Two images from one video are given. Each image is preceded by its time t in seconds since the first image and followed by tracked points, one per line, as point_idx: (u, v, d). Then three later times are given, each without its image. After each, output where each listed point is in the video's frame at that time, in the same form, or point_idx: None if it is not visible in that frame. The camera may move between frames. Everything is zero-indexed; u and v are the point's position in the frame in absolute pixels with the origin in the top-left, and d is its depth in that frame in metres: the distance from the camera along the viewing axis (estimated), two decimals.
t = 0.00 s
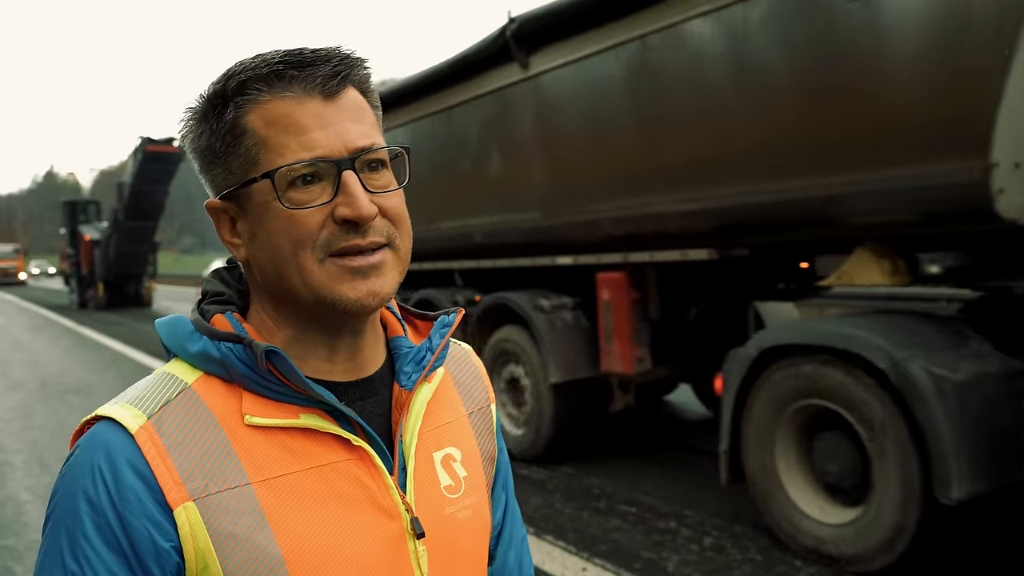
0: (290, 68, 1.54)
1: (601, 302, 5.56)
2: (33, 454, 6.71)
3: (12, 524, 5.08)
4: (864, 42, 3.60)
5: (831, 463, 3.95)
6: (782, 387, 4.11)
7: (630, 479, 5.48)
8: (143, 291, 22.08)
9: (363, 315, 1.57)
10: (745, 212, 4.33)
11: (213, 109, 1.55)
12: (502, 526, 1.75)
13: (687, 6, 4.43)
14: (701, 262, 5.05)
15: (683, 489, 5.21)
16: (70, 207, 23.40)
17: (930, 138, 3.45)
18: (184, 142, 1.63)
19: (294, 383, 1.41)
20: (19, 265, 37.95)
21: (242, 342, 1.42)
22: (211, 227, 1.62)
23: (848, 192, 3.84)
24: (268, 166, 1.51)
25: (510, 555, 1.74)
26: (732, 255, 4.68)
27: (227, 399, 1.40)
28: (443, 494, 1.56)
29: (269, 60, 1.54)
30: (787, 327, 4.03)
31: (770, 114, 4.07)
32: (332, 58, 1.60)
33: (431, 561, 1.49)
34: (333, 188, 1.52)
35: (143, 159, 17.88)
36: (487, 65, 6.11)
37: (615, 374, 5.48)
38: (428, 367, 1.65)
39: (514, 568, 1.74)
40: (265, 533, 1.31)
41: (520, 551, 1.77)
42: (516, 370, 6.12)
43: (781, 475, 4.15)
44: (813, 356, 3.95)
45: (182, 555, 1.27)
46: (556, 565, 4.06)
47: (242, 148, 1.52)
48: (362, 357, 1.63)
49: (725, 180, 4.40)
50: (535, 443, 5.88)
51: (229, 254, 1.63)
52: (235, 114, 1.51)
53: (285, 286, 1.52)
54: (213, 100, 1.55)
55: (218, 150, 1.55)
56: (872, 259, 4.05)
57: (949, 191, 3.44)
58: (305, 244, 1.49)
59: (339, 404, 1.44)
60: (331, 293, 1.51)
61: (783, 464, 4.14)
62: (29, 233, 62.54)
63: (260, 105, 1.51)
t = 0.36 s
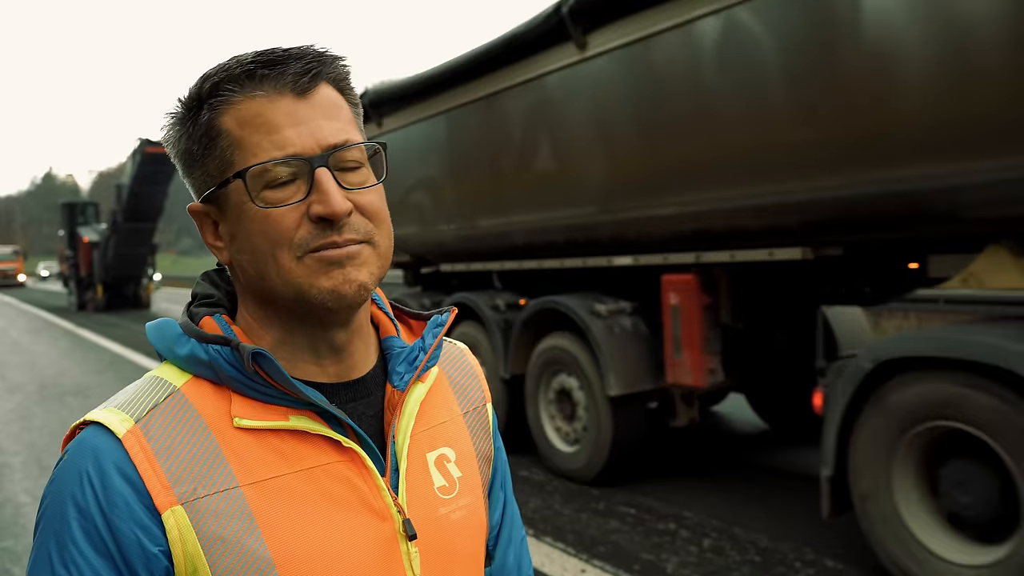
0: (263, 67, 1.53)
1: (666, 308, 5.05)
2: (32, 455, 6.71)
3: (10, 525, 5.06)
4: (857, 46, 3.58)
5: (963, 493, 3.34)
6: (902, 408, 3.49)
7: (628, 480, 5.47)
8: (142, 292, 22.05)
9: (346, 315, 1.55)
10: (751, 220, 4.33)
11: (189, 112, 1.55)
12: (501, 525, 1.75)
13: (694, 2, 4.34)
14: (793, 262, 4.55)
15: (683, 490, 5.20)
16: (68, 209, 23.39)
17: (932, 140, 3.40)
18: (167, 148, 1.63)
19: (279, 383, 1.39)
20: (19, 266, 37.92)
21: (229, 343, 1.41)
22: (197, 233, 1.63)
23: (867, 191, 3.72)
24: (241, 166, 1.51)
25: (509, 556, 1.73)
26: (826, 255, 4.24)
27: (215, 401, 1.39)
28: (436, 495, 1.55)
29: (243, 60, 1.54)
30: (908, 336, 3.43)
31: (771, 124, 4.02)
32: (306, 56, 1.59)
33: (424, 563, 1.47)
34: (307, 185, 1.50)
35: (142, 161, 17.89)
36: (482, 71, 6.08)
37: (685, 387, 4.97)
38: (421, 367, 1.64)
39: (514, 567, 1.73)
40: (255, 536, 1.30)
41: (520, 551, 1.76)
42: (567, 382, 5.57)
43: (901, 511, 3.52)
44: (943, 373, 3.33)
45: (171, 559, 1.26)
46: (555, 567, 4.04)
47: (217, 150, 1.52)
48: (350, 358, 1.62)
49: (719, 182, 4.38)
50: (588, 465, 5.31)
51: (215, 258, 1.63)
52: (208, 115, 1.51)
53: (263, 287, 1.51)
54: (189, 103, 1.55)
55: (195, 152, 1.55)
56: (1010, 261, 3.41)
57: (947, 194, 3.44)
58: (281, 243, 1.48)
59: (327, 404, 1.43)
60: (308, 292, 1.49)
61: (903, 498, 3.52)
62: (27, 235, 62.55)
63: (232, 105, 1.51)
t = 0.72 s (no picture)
0: (273, 65, 1.55)
1: (751, 312, 4.60)
2: (29, 456, 6.70)
3: (7, 526, 5.05)
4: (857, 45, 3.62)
5: None
6: None
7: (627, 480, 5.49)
8: (139, 293, 22.01)
9: (347, 314, 1.55)
10: (755, 223, 4.41)
11: (198, 107, 1.56)
12: (505, 527, 1.75)
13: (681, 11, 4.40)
14: (919, 262, 4.17)
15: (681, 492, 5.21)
16: (66, 209, 23.36)
17: (929, 145, 3.50)
18: (177, 144, 1.65)
19: (282, 382, 1.40)
20: (16, 266, 37.87)
21: (231, 343, 1.42)
22: (202, 228, 1.64)
23: (875, 196, 3.82)
24: (246, 160, 1.52)
25: (513, 557, 1.74)
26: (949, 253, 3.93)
27: (218, 401, 1.39)
28: (439, 495, 1.55)
29: (254, 59, 1.55)
30: None
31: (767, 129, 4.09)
32: (316, 57, 1.61)
33: (426, 562, 1.48)
34: (310, 182, 1.51)
35: (140, 161, 17.89)
36: (476, 75, 6.07)
37: (770, 402, 4.53)
38: (423, 368, 1.65)
39: (518, 569, 1.74)
40: (256, 535, 1.30)
41: (523, 553, 1.76)
42: (630, 395, 5.04)
43: None
44: None
45: (173, 557, 1.26)
46: (553, 567, 4.05)
47: (224, 145, 1.53)
48: (352, 358, 1.62)
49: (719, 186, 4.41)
50: (656, 488, 4.81)
51: (218, 254, 1.64)
52: (216, 111, 1.52)
53: (265, 284, 1.52)
54: (199, 99, 1.57)
55: (202, 147, 1.56)
56: None
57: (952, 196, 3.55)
58: (284, 239, 1.49)
59: (329, 404, 1.43)
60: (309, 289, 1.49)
61: None
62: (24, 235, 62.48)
63: (240, 102, 1.52)
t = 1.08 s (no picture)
0: (286, 67, 1.57)
1: (866, 319, 4.04)
2: (30, 456, 6.71)
3: (8, 527, 5.06)
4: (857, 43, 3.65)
5: None
6: None
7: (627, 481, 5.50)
8: (140, 293, 22.00)
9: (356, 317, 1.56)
10: (755, 225, 4.43)
11: (212, 107, 1.58)
12: (509, 530, 1.76)
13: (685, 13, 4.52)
14: None
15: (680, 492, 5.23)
16: (66, 209, 23.36)
17: (928, 144, 3.53)
18: (190, 142, 1.67)
19: (290, 380, 1.41)
20: (17, 267, 37.90)
21: (240, 341, 1.43)
22: (214, 226, 1.65)
23: (870, 199, 3.84)
24: (258, 160, 1.53)
25: (518, 559, 1.74)
26: None
27: (226, 399, 1.40)
28: (444, 495, 1.56)
29: (268, 61, 1.57)
30: None
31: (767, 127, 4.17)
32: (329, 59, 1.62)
33: (431, 561, 1.48)
34: (320, 183, 1.52)
35: (140, 161, 17.91)
36: (491, 71, 6.12)
37: (890, 421, 3.96)
38: (429, 368, 1.66)
39: (522, 571, 1.74)
40: (263, 532, 1.31)
41: (528, 555, 1.77)
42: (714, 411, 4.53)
43: None
44: None
45: (182, 553, 1.27)
46: (553, 568, 4.05)
47: (236, 145, 1.55)
48: (360, 359, 1.63)
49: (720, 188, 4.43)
50: (749, 515, 4.27)
51: (229, 253, 1.65)
52: (229, 111, 1.54)
53: (275, 284, 1.53)
54: (213, 99, 1.59)
55: (215, 147, 1.58)
56: None
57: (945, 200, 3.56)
58: (293, 240, 1.50)
59: (336, 402, 1.44)
60: (317, 291, 1.50)
61: None
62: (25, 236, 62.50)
63: (253, 102, 1.54)
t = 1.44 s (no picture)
0: (310, 67, 1.58)
1: None
2: (33, 455, 6.72)
3: (11, 526, 5.07)
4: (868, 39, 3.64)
5: None
6: None
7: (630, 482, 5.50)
8: (143, 292, 22.02)
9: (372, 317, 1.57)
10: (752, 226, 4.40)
11: (234, 105, 1.59)
12: (514, 526, 1.77)
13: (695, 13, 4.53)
14: None
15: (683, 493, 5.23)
16: (69, 209, 23.36)
17: (943, 147, 3.47)
18: (207, 138, 1.68)
19: (307, 376, 1.42)
20: (22, 267, 38.03)
21: (255, 336, 1.44)
22: (229, 222, 1.66)
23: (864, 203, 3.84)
24: (279, 159, 1.54)
25: (522, 555, 1.75)
26: None
27: (239, 392, 1.41)
28: (452, 489, 1.57)
29: (292, 61, 1.58)
30: None
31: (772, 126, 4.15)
32: (352, 62, 1.63)
33: (440, 556, 1.50)
34: (341, 184, 1.54)
35: (144, 161, 17.92)
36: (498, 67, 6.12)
37: None
38: (437, 365, 1.67)
39: (527, 567, 1.75)
40: (276, 524, 1.32)
41: (532, 551, 1.78)
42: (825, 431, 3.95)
43: None
44: None
45: (194, 544, 1.28)
46: (556, 569, 4.06)
47: (257, 144, 1.56)
48: (371, 358, 1.64)
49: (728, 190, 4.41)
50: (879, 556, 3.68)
51: (243, 249, 1.66)
52: (252, 110, 1.55)
53: (292, 283, 1.54)
54: (235, 97, 1.60)
55: (235, 145, 1.59)
56: None
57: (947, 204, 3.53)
58: (313, 239, 1.51)
59: (350, 398, 1.45)
60: (335, 290, 1.52)
61: None
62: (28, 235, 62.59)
63: (276, 102, 1.55)
